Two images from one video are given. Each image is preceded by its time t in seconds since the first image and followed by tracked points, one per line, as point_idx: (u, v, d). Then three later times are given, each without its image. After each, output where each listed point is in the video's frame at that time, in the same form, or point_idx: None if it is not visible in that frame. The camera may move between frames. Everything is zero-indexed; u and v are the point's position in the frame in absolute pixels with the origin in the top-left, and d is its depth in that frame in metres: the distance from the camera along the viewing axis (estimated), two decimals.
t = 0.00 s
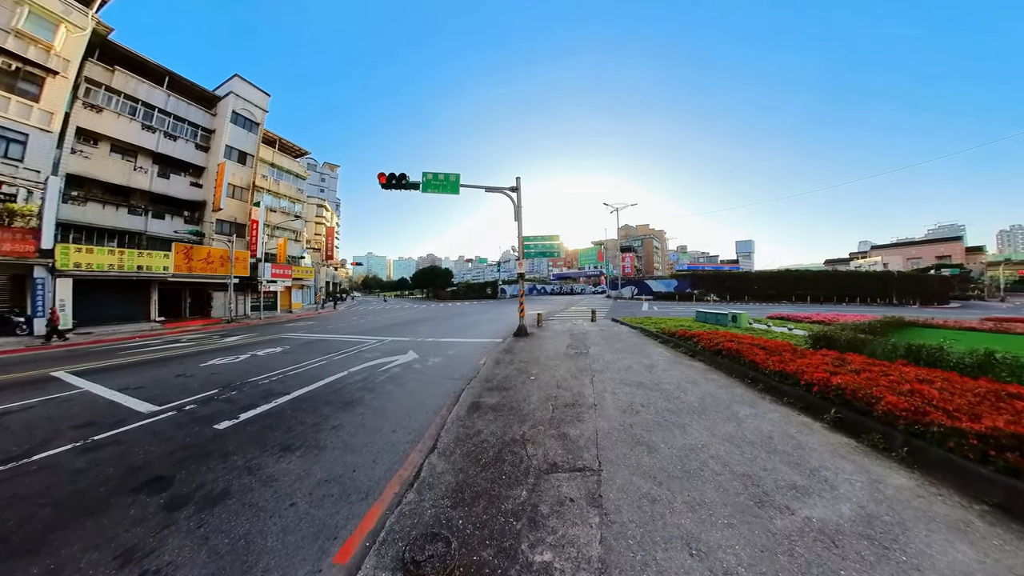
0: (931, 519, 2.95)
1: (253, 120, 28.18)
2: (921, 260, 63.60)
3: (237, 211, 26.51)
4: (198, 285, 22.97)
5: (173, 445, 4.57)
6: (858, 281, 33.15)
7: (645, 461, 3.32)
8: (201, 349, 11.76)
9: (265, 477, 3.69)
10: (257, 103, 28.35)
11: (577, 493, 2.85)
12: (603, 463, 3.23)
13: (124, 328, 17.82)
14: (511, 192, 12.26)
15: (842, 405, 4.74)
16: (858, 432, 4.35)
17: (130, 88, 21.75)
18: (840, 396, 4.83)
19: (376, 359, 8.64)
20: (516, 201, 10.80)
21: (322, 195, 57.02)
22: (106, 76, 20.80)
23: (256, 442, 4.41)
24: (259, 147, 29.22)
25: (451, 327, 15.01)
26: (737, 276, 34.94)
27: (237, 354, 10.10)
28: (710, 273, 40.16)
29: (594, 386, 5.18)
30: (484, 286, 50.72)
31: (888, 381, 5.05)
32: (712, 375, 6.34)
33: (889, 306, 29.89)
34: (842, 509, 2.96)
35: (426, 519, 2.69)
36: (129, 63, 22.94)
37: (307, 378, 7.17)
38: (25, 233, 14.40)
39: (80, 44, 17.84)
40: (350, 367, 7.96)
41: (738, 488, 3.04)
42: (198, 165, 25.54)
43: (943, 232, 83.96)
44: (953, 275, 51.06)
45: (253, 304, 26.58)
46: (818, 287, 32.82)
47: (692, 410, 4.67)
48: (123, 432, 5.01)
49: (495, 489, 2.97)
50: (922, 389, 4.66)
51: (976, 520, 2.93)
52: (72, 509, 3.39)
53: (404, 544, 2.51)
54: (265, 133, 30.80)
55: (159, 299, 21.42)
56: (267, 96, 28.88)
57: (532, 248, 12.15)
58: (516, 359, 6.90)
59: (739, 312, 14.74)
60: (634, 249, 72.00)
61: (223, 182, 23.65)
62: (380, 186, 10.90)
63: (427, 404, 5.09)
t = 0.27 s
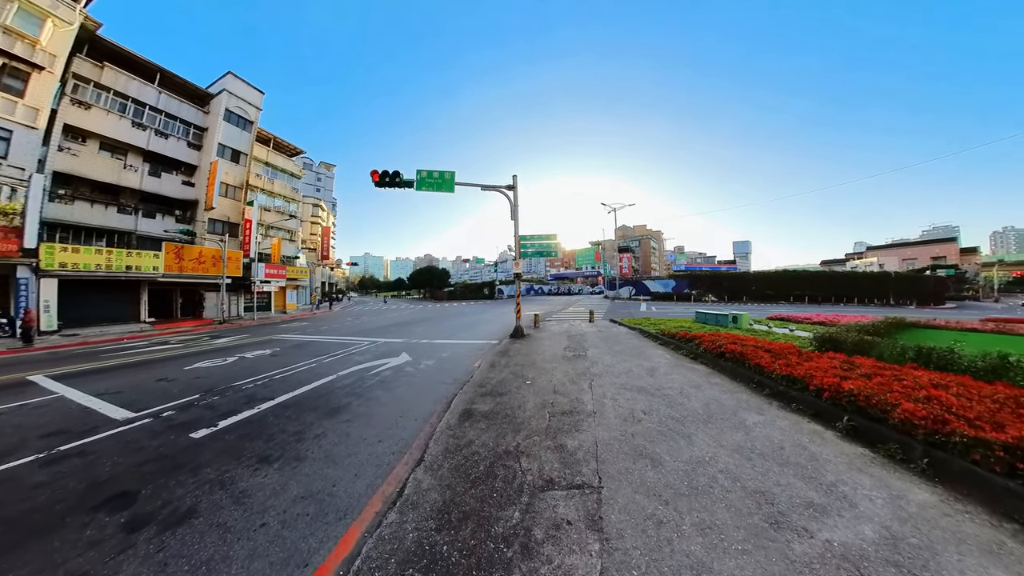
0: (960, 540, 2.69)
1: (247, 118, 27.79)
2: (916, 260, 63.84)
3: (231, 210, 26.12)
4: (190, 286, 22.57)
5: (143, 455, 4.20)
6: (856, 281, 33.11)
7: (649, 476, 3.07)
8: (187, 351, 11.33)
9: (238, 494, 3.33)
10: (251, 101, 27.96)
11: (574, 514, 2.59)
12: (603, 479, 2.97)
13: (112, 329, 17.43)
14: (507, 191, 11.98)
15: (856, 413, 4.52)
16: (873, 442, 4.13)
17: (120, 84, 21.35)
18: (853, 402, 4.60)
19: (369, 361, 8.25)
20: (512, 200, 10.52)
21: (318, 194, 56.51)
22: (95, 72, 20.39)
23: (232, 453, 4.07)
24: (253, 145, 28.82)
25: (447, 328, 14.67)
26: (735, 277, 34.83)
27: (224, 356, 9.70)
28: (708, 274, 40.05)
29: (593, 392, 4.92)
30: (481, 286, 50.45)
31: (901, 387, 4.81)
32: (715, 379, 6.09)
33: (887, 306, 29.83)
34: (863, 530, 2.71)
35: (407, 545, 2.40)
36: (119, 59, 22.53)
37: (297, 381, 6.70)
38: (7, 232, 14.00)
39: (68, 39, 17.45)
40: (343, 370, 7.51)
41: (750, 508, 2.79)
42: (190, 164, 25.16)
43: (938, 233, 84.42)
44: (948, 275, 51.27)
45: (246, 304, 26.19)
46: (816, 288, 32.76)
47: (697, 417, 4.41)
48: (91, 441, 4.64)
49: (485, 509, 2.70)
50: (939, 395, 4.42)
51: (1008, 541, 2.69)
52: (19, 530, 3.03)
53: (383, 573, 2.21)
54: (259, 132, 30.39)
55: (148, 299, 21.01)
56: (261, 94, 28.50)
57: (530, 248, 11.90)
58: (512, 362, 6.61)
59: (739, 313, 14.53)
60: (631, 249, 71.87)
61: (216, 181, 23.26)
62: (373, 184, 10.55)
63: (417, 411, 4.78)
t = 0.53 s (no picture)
0: (991, 565, 2.47)
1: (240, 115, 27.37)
2: (910, 261, 64.22)
3: (223, 209, 25.72)
4: (180, 285, 22.15)
5: (108, 468, 3.83)
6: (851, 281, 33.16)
7: (653, 493, 2.83)
8: (173, 353, 10.93)
9: (207, 511, 2.95)
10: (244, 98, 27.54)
11: (573, 540, 2.33)
12: (604, 498, 2.72)
13: (98, 330, 17.01)
14: (503, 189, 11.73)
15: (868, 420, 4.32)
16: (888, 452, 3.93)
17: (109, 79, 20.90)
18: (865, 410, 4.40)
19: (362, 362, 7.88)
20: (509, 198, 10.28)
21: (313, 194, 55.96)
22: (82, 67, 19.95)
23: (207, 464, 3.74)
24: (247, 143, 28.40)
25: (443, 329, 14.36)
26: (733, 277, 34.76)
27: (211, 358, 9.33)
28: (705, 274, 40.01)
29: (592, 398, 4.68)
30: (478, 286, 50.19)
31: (914, 393, 4.61)
32: (719, 384, 5.87)
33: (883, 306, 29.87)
34: (887, 554, 2.49)
35: None
36: (108, 54, 22.07)
37: (287, 384, 6.30)
38: None
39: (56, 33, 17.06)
40: (335, 371, 7.11)
41: (764, 530, 2.56)
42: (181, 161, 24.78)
43: (932, 234, 85.07)
44: (943, 276, 51.58)
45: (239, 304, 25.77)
46: (813, 288, 32.75)
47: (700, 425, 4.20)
48: (55, 452, 4.28)
49: (474, 532, 2.42)
50: (955, 403, 4.22)
51: None
52: None
53: None
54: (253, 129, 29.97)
55: (137, 299, 20.59)
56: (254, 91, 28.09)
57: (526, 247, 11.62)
58: (510, 365, 6.32)
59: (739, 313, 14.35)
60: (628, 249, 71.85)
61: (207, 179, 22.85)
62: (366, 182, 10.22)
63: (408, 416, 4.47)
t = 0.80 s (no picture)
0: None
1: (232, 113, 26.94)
2: (904, 261, 64.54)
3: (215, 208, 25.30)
4: (171, 286, 21.74)
5: (75, 480, 3.56)
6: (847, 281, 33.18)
7: (661, 509, 2.62)
8: (159, 356, 10.58)
9: (174, 532, 2.67)
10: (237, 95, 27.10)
11: (574, 564, 2.10)
12: (607, 515, 2.49)
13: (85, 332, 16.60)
14: (499, 187, 11.46)
15: (881, 425, 4.14)
16: (902, 459, 3.75)
17: (96, 75, 20.44)
18: (878, 414, 4.22)
19: (354, 364, 7.58)
20: (506, 196, 10.04)
21: (308, 193, 55.41)
22: (69, 63, 19.51)
23: (180, 478, 3.45)
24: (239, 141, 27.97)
25: (438, 330, 14.08)
26: (730, 277, 34.69)
27: (198, 361, 9.00)
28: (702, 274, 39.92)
29: (592, 403, 4.44)
30: (474, 286, 49.97)
31: (927, 397, 4.44)
32: (723, 387, 5.66)
33: (879, 306, 29.89)
34: None
35: None
36: (96, 49, 21.62)
37: (274, 388, 5.99)
38: None
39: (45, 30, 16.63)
40: (326, 374, 6.80)
41: (782, 549, 2.36)
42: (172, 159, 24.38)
43: (925, 235, 85.82)
44: (936, 276, 51.84)
45: (231, 305, 25.37)
46: (810, 288, 32.76)
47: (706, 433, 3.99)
48: (20, 463, 3.99)
49: (466, 556, 2.16)
50: (971, 408, 4.03)
51: None
52: None
53: None
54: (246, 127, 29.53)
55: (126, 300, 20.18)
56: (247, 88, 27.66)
57: (523, 247, 11.37)
58: (507, 367, 6.07)
59: (738, 313, 14.19)
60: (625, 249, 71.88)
61: (198, 177, 22.45)
62: (359, 180, 9.90)
63: (399, 423, 4.20)
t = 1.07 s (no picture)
0: None
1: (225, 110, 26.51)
2: (898, 261, 64.91)
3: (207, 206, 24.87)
4: (161, 285, 21.30)
5: (37, 497, 3.27)
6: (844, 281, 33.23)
7: (675, 532, 2.40)
8: (145, 359, 10.22)
9: (138, 561, 2.39)
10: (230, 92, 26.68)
11: None
12: (618, 541, 2.25)
13: (70, 334, 16.16)
14: (496, 185, 11.18)
15: (899, 435, 3.95)
16: (923, 471, 3.55)
17: (84, 70, 20.03)
18: (896, 424, 4.02)
19: (347, 367, 7.31)
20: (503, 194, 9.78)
21: (303, 192, 54.84)
22: (57, 57, 19.23)
23: (150, 496, 3.18)
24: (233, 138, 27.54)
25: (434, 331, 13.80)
26: (728, 278, 34.62)
27: (185, 364, 8.67)
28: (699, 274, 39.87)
29: (596, 412, 4.21)
30: (471, 287, 49.69)
31: (945, 404, 4.28)
32: (729, 393, 5.46)
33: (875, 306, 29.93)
34: None
35: None
36: (85, 44, 21.18)
37: (261, 394, 5.71)
38: None
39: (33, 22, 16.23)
40: (319, 378, 6.54)
41: None
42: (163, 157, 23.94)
43: (919, 235, 86.54)
44: (930, 276, 52.16)
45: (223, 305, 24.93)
46: (807, 288, 32.76)
47: (715, 445, 3.77)
48: None
49: None
50: (993, 416, 3.86)
51: None
52: None
53: None
54: (239, 125, 29.10)
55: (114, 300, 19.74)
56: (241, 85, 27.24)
57: (519, 247, 11.12)
58: (506, 372, 5.83)
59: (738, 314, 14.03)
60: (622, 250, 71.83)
61: (190, 174, 22.03)
62: (353, 177, 9.53)
63: (391, 433, 3.94)
